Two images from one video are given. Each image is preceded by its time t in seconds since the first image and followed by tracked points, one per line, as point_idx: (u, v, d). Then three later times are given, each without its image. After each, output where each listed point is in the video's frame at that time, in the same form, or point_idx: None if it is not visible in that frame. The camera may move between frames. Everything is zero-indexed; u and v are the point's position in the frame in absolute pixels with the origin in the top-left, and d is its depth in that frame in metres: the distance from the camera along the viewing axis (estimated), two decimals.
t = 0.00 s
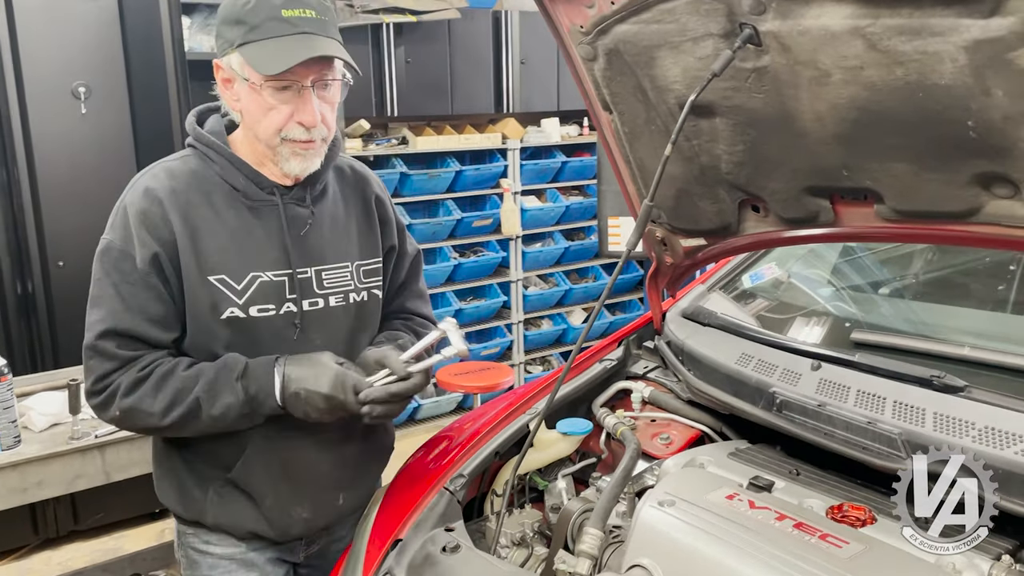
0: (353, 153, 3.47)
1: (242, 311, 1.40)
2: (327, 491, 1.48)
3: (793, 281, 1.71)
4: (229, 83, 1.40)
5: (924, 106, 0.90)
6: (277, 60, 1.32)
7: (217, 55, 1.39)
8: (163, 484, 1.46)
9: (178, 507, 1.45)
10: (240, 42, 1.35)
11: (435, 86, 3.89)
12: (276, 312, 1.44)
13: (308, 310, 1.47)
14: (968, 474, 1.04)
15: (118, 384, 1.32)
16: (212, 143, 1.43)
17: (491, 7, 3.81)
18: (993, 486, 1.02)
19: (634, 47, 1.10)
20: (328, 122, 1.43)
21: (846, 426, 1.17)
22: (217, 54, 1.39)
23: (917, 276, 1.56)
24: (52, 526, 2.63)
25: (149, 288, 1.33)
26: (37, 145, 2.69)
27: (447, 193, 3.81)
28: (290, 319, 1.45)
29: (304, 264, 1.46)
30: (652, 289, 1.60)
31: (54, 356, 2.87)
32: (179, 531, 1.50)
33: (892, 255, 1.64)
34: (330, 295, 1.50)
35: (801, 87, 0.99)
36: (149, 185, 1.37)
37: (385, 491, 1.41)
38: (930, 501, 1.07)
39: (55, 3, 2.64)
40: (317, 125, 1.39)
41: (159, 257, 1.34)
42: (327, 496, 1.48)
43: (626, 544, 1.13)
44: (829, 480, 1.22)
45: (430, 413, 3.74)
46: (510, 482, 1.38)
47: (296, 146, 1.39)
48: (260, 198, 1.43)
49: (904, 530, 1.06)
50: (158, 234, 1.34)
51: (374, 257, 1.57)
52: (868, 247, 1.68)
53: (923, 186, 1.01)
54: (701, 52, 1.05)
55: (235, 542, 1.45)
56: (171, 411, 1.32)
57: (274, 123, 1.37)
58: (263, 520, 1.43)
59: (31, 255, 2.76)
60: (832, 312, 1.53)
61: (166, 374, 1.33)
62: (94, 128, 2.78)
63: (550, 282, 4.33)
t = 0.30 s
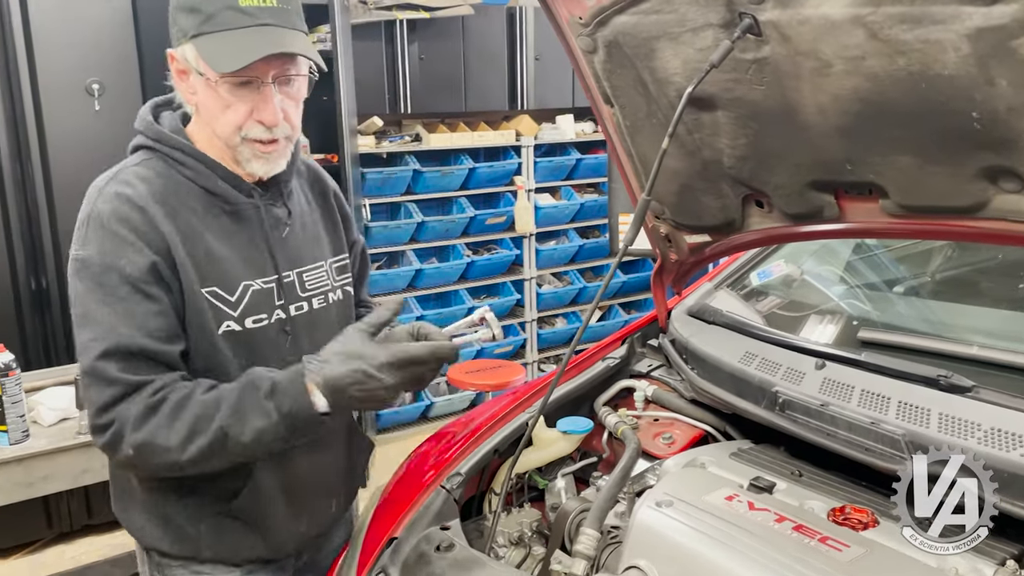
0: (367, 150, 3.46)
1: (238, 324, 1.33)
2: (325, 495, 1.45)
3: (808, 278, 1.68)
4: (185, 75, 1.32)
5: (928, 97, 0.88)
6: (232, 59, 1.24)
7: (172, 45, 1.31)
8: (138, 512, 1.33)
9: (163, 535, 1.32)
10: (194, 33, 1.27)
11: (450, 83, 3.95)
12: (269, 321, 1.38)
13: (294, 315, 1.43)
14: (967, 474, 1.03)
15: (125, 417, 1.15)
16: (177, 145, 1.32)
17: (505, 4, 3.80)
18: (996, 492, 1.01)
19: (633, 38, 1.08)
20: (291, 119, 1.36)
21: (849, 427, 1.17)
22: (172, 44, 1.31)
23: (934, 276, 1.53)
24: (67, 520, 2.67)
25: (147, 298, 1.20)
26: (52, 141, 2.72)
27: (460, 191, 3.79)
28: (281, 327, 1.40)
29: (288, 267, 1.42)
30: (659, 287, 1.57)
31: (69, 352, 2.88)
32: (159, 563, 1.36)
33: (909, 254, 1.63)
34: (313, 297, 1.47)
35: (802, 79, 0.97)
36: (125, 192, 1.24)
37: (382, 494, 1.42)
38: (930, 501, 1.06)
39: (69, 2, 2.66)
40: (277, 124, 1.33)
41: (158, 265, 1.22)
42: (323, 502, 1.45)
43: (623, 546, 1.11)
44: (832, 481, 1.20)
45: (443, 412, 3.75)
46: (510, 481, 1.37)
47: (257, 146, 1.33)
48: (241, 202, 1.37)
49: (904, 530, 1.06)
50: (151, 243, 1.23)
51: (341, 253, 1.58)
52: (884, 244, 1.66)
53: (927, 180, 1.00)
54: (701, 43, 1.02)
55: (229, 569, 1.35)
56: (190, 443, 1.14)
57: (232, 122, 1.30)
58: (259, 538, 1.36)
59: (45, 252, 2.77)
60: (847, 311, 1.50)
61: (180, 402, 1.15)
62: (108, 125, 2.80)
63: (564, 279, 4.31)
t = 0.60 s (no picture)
0: (385, 149, 3.46)
1: (254, 330, 1.34)
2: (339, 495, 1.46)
3: (828, 277, 1.66)
4: (158, 78, 1.30)
5: (946, 96, 0.87)
6: (215, 64, 1.24)
7: (141, 46, 1.29)
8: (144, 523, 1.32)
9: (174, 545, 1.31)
10: (167, 35, 1.25)
11: (469, 83, 3.94)
12: (278, 324, 1.39)
13: (298, 315, 1.46)
14: (967, 473, 1.04)
15: (208, 438, 1.09)
16: (163, 154, 1.30)
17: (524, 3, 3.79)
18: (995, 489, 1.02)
19: (646, 37, 1.07)
20: (274, 119, 1.37)
21: (865, 432, 1.16)
22: (142, 46, 1.29)
23: (959, 276, 1.50)
24: (88, 516, 2.73)
25: (189, 304, 1.16)
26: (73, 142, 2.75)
27: (478, 190, 3.79)
28: (286, 329, 1.42)
29: (283, 269, 1.45)
30: (674, 288, 1.56)
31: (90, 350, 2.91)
32: None
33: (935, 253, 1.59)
34: (308, 297, 1.50)
35: (817, 78, 0.95)
36: (128, 204, 1.21)
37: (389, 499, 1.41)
38: (930, 501, 1.05)
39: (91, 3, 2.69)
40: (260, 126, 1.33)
41: (192, 272, 1.20)
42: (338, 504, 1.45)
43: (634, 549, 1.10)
44: (848, 486, 1.18)
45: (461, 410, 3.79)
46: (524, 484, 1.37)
47: (242, 149, 1.34)
48: (237, 206, 1.38)
49: (904, 530, 1.04)
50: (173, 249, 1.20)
51: (317, 251, 1.63)
52: (907, 244, 1.63)
53: (946, 181, 0.98)
54: (714, 41, 1.01)
55: None
56: (279, 480, 1.08)
57: (214, 127, 1.30)
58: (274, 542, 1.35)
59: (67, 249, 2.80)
60: (868, 311, 1.49)
61: (275, 433, 1.09)
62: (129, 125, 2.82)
63: (583, 279, 4.29)
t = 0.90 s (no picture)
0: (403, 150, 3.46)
1: (268, 330, 1.34)
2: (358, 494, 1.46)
3: (849, 278, 1.64)
4: (165, 81, 1.31)
5: (966, 95, 0.86)
6: (222, 62, 1.24)
7: (148, 49, 1.30)
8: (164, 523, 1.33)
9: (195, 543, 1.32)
10: (173, 37, 1.26)
11: (486, 81, 3.95)
12: (293, 324, 1.39)
13: (312, 316, 1.46)
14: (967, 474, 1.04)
15: (223, 435, 1.09)
16: (174, 156, 1.31)
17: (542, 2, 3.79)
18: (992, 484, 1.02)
19: (661, 37, 1.06)
20: (280, 117, 1.38)
21: (884, 436, 1.15)
22: (148, 49, 1.30)
23: (982, 278, 1.48)
24: (108, 513, 2.86)
25: (202, 305, 1.17)
26: (94, 142, 2.77)
27: (496, 190, 3.79)
28: (301, 328, 1.43)
29: (296, 270, 1.46)
30: (691, 289, 1.54)
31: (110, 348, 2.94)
32: None
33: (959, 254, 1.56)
34: (321, 297, 1.50)
35: (834, 78, 0.94)
36: (141, 207, 1.22)
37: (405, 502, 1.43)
38: (930, 501, 1.06)
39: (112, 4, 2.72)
40: (267, 124, 1.34)
41: (204, 272, 1.21)
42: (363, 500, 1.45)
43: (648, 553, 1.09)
44: (866, 491, 1.17)
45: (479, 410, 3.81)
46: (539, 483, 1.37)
47: (250, 148, 1.35)
48: (249, 206, 1.39)
49: (904, 529, 1.05)
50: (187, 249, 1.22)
51: (327, 252, 1.64)
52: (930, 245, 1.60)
53: (966, 182, 0.97)
54: (730, 41, 1.00)
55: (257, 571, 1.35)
56: (295, 473, 1.08)
57: (222, 127, 1.31)
58: (293, 537, 1.36)
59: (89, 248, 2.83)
60: (889, 313, 1.47)
61: (289, 425, 1.10)
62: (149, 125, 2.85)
63: (602, 279, 4.28)
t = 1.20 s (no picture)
0: (421, 151, 3.49)
1: (290, 321, 1.35)
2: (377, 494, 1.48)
3: (869, 279, 1.63)
4: (217, 80, 1.33)
5: (989, 96, 0.85)
6: (269, 60, 1.26)
7: (204, 50, 1.32)
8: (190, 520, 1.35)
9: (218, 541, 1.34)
10: (227, 36, 1.28)
11: (503, 81, 3.87)
12: (319, 318, 1.40)
13: (341, 313, 1.46)
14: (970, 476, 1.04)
15: (226, 411, 1.13)
16: (220, 149, 1.34)
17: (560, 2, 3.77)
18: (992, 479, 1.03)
19: (680, 39, 1.05)
20: (324, 118, 1.38)
21: (905, 439, 1.14)
22: (203, 48, 1.32)
23: (1005, 279, 1.45)
24: (130, 512, 2.96)
25: (225, 290, 1.20)
26: (115, 144, 2.82)
27: (514, 190, 3.80)
28: (328, 324, 1.43)
29: (332, 267, 1.45)
30: (709, 290, 1.53)
31: (131, 348, 2.98)
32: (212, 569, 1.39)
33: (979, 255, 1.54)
34: (357, 296, 1.50)
35: (855, 79, 0.94)
36: (181, 193, 1.26)
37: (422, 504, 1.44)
38: (930, 501, 1.06)
39: (132, 9, 2.76)
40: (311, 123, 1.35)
41: (231, 256, 1.23)
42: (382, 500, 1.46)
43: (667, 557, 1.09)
44: (887, 495, 1.16)
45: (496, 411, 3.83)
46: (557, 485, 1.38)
47: (293, 145, 1.36)
48: (287, 203, 1.39)
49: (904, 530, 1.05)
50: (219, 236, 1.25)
51: (373, 255, 1.62)
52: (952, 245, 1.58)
53: (989, 183, 0.96)
54: (749, 43, 0.99)
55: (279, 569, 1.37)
56: (289, 449, 1.12)
57: (267, 123, 1.32)
58: (314, 536, 1.37)
59: (110, 250, 2.87)
60: (911, 313, 1.46)
61: (286, 404, 1.13)
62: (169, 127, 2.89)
63: (619, 279, 4.27)
